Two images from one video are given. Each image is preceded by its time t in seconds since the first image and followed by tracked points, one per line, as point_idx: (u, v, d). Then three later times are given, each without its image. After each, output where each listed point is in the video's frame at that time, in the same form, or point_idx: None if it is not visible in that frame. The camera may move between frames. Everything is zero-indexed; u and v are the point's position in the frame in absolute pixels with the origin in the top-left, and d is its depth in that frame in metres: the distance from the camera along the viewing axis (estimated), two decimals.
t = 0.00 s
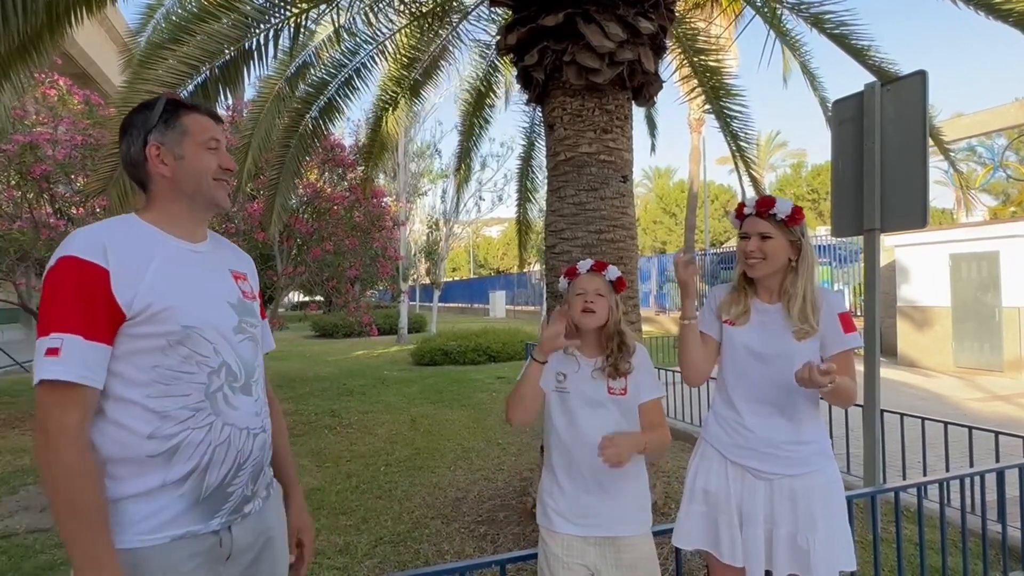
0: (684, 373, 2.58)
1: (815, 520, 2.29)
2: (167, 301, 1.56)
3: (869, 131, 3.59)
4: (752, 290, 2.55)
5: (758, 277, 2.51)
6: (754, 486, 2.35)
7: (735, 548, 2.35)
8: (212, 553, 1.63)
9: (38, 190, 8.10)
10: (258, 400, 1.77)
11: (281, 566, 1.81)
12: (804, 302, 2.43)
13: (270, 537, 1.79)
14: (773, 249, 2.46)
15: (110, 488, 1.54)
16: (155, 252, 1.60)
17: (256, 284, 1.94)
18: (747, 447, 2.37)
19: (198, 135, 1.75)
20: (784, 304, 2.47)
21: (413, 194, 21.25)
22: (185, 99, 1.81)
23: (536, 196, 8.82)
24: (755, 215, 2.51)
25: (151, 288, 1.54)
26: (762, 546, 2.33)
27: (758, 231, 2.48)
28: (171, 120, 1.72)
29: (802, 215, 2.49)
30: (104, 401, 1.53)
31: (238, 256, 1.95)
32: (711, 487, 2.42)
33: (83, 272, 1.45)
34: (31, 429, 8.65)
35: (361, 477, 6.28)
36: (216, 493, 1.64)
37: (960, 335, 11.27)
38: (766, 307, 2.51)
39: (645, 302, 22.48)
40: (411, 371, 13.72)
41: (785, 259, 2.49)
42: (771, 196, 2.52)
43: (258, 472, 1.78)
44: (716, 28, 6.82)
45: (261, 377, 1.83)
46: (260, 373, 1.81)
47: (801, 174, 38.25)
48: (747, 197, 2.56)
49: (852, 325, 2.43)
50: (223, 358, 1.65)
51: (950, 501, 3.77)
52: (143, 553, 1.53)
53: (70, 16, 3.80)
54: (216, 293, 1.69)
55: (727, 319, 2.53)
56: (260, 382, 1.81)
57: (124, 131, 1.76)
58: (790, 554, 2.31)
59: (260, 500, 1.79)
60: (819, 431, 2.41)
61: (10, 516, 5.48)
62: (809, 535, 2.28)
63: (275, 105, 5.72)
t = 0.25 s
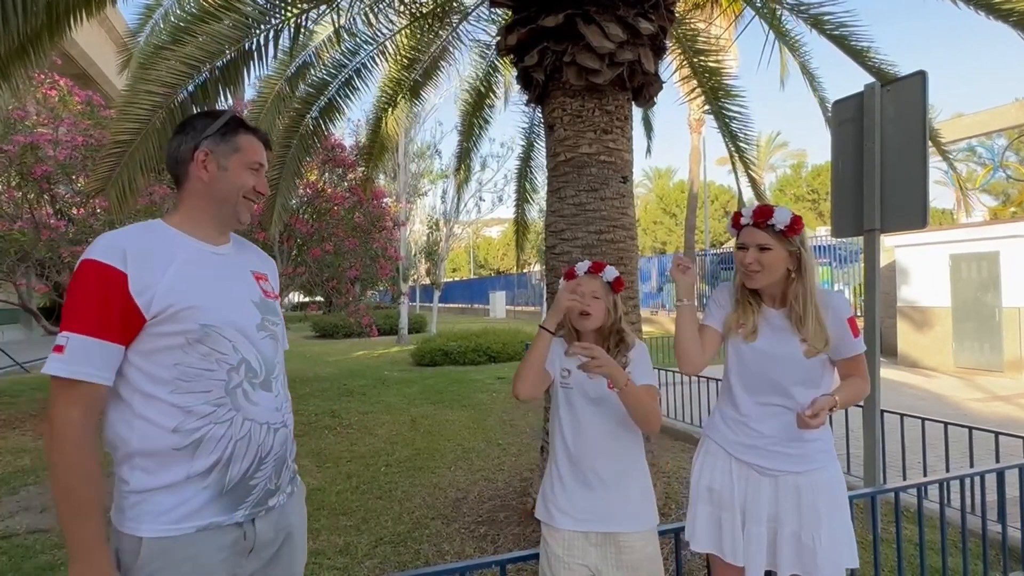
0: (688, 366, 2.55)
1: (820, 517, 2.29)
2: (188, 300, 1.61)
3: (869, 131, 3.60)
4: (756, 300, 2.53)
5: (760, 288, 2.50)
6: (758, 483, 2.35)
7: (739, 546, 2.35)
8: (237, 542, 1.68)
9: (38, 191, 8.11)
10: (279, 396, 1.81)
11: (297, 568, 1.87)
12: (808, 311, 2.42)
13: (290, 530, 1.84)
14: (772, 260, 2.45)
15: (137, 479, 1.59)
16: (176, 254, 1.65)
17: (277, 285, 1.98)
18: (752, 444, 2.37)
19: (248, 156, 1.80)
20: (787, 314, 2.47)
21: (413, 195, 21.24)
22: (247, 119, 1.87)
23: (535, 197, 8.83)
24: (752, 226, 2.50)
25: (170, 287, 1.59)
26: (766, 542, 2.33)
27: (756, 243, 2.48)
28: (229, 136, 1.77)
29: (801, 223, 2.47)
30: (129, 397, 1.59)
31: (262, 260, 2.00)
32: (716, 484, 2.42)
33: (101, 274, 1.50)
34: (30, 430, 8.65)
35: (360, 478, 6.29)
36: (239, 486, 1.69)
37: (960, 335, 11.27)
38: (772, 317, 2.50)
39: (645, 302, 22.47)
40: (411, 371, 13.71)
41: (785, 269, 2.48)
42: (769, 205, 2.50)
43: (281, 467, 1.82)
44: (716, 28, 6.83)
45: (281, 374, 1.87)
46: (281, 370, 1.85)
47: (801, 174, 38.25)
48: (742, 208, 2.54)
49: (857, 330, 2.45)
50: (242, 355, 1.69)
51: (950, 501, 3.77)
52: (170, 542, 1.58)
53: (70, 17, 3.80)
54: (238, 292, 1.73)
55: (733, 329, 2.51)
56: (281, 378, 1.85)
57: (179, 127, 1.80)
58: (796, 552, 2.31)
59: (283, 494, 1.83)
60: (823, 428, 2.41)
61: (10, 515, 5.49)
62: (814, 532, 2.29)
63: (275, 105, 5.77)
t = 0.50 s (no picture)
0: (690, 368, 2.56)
1: (820, 517, 2.30)
2: (204, 304, 1.62)
3: (869, 132, 3.60)
4: (757, 292, 2.55)
5: (759, 278, 2.51)
6: (759, 483, 2.35)
7: (740, 545, 2.35)
8: (251, 540, 1.69)
9: (39, 192, 8.12)
10: (288, 399, 1.82)
11: (304, 564, 1.90)
12: (805, 304, 2.41)
13: (298, 527, 1.86)
14: (770, 249, 2.46)
15: (153, 480, 1.59)
16: (193, 259, 1.65)
17: (287, 293, 2.00)
18: (753, 445, 2.37)
19: (276, 176, 1.81)
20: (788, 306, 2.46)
21: (413, 196, 21.25)
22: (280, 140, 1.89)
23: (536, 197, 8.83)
24: (750, 216, 2.51)
25: (187, 292, 1.60)
26: (768, 542, 2.33)
27: (755, 232, 2.48)
28: (262, 155, 1.78)
29: (798, 211, 2.48)
30: (145, 397, 1.59)
31: (273, 268, 2.01)
32: (717, 484, 2.42)
33: (122, 276, 1.50)
34: (31, 430, 8.66)
35: (361, 478, 6.29)
36: (252, 487, 1.69)
37: (960, 336, 11.28)
38: (772, 309, 2.51)
39: (645, 303, 22.48)
40: (411, 372, 13.71)
41: (784, 259, 2.48)
42: (766, 194, 2.52)
43: (291, 466, 1.84)
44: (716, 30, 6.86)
45: (290, 378, 1.89)
46: (289, 374, 1.87)
47: (802, 175, 38.25)
48: (742, 198, 2.57)
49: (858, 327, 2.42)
50: (253, 359, 1.70)
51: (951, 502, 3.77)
52: (189, 540, 1.59)
53: (70, 18, 3.80)
54: (249, 296, 1.74)
55: (736, 325, 2.52)
56: (289, 382, 1.86)
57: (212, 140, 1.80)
58: (796, 551, 2.31)
59: (293, 493, 1.85)
60: (824, 429, 2.41)
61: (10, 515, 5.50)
62: (815, 531, 2.29)
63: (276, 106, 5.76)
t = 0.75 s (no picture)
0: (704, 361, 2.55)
1: (823, 521, 2.30)
2: (218, 303, 1.63)
3: (869, 133, 3.60)
4: (761, 291, 2.56)
5: (763, 278, 2.52)
6: (762, 485, 2.36)
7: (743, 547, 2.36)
8: (256, 538, 1.69)
9: (40, 192, 8.13)
10: (294, 398, 1.84)
11: (304, 563, 1.90)
12: (808, 303, 2.42)
13: (300, 524, 1.87)
14: (773, 249, 2.46)
15: (161, 476, 1.59)
16: (208, 258, 1.67)
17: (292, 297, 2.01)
18: (755, 447, 2.38)
19: (282, 176, 1.81)
20: (792, 305, 2.47)
21: (414, 196, 21.26)
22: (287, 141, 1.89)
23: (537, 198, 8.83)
24: (752, 218, 2.53)
25: (203, 290, 1.61)
26: (770, 544, 2.34)
27: (757, 234, 2.50)
28: (267, 156, 1.79)
29: (798, 211, 2.47)
30: (155, 393, 1.59)
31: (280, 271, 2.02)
32: (720, 486, 2.43)
33: (142, 272, 1.51)
34: (32, 430, 8.67)
35: (362, 479, 6.29)
36: (258, 484, 1.70)
37: (961, 337, 11.28)
38: (775, 309, 2.51)
39: (646, 304, 22.47)
40: (411, 373, 13.71)
41: (787, 259, 2.48)
42: (766, 196, 2.54)
43: (294, 464, 1.85)
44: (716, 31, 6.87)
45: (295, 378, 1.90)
46: (294, 374, 1.88)
47: (802, 176, 38.25)
48: (745, 202, 2.59)
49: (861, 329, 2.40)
50: (263, 358, 1.71)
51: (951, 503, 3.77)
52: (194, 537, 1.59)
53: (72, 20, 3.80)
54: (258, 296, 1.75)
55: (739, 321, 2.52)
56: (294, 382, 1.88)
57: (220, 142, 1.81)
58: (798, 555, 2.32)
59: (295, 491, 1.86)
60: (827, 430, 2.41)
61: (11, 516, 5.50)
62: (817, 535, 2.29)
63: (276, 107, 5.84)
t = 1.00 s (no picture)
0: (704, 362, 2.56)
1: (825, 521, 2.29)
2: (217, 304, 1.62)
3: (870, 134, 3.60)
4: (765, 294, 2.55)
5: (766, 284, 2.51)
6: (763, 486, 2.36)
7: (744, 547, 2.37)
8: (248, 542, 1.70)
9: (40, 193, 8.14)
10: (290, 401, 1.84)
11: (298, 565, 1.91)
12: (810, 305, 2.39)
13: (294, 527, 1.88)
14: (771, 257, 2.46)
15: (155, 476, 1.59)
16: (208, 258, 1.66)
17: (290, 298, 2.01)
18: (757, 448, 2.38)
19: (283, 178, 1.82)
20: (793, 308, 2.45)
21: (414, 197, 21.26)
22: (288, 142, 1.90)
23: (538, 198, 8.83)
24: (748, 226, 2.52)
25: (203, 291, 1.60)
26: (771, 545, 2.34)
27: (755, 242, 2.49)
28: (269, 157, 1.79)
29: (793, 217, 2.44)
30: (151, 393, 1.58)
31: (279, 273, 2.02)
32: (721, 486, 2.44)
33: (144, 271, 1.51)
34: (32, 431, 8.68)
35: (362, 480, 6.29)
36: (251, 487, 1.70)
37: (961, 337, 11.27)
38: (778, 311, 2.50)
39: (646, 304, 22.47)
40: (411, 373, 13.71)
41: (787, 264, 2.47)
42: (760, 203, 2.52)
43: (288, 467, 1.85)
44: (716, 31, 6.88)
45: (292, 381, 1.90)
46: (291, 377, 1.88)
47: (802, 176, 38.25)
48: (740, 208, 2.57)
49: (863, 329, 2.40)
50: (260, 360, 1.70)
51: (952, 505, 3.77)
52: (185, 539, 1.59)
53: (73, 21, 3.80)
54: (257, 298, 1.75)
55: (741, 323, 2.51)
56: (291, 385, 1.88)
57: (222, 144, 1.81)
58: (800, 556, 2.31)
59: (288, 494, 1.86)
60: (829, 430, 2.40)
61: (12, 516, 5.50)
62: (818, 535, 2.29)
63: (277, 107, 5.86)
